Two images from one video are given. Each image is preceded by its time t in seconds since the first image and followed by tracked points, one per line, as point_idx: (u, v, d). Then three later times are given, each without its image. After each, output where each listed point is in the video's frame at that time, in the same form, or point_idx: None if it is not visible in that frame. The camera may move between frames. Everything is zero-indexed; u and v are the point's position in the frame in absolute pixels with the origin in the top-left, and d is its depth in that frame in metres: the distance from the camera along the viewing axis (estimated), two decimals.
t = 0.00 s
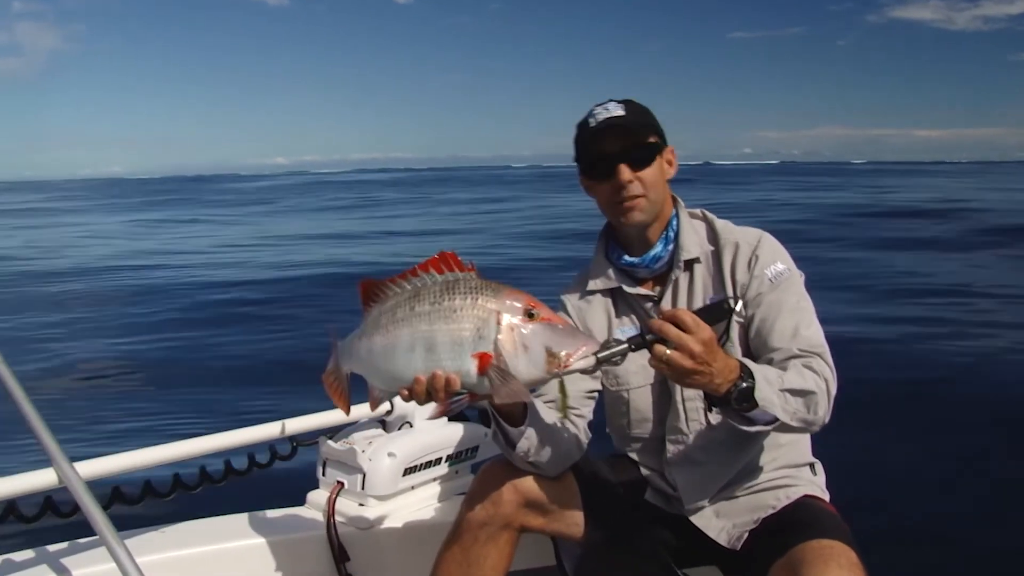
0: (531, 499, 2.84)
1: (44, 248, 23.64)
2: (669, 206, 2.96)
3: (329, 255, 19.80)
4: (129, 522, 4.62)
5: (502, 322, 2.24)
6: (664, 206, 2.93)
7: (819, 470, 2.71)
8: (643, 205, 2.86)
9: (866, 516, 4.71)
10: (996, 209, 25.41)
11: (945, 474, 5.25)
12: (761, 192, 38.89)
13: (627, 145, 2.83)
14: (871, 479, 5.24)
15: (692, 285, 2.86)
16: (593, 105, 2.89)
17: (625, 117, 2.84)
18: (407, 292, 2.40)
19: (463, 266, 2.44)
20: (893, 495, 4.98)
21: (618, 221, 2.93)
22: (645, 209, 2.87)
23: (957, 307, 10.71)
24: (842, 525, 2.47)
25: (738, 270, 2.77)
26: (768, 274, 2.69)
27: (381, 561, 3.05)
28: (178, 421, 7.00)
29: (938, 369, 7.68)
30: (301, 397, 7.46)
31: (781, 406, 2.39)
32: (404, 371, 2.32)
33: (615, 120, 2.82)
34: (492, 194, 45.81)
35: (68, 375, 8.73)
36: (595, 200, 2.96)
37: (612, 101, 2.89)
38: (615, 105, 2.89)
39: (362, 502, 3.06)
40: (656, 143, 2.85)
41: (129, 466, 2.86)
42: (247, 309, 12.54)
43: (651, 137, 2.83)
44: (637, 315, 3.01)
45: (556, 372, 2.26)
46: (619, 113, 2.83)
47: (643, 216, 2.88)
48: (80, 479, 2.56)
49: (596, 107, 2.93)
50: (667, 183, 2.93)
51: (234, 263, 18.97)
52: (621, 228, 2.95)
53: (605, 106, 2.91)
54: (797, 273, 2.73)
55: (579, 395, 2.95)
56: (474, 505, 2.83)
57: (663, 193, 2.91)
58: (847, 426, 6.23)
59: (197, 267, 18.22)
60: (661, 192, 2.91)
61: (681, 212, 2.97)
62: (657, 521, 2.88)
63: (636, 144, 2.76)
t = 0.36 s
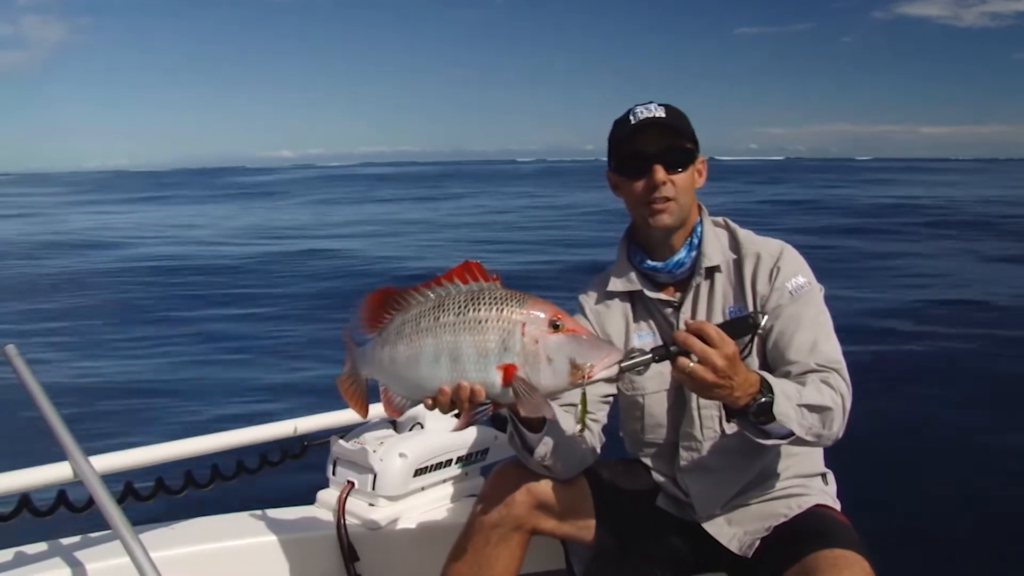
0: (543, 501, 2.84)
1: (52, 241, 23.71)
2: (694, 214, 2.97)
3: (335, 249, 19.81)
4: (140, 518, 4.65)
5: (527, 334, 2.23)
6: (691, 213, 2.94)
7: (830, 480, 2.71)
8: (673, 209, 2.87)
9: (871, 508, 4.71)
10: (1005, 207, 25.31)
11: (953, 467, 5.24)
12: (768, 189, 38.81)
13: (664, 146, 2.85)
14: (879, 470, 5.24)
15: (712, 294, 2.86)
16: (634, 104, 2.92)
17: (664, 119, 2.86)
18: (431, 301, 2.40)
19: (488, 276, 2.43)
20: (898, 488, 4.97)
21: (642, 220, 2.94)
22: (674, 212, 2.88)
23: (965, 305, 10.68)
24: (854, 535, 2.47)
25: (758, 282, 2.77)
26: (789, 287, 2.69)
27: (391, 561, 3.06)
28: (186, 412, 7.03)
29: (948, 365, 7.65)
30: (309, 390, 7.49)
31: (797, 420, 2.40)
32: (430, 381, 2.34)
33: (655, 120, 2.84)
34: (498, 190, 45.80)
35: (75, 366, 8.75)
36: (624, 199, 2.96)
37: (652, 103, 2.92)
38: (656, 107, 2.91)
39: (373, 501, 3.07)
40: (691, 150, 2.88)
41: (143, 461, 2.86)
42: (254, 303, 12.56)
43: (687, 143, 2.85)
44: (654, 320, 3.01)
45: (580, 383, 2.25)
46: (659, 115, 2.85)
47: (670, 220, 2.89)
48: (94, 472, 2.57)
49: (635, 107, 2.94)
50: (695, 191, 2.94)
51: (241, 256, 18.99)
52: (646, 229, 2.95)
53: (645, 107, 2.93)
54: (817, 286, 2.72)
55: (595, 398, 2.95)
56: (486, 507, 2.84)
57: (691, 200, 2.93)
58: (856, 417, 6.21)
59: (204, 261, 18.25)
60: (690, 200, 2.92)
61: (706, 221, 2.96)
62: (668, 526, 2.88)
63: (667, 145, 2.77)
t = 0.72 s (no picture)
0: (547, 496, 2.83)
1: (55, 231, 23.74)
2: (695, 213, 2.91)
3: (338, 238, 19.80)
4: (145, 510, 4.67)
5: (534, 326, 2.22)
6: (685, 216, 2.87)
7: (834, 477, 2.69)
8: (662, 215, 2.83)
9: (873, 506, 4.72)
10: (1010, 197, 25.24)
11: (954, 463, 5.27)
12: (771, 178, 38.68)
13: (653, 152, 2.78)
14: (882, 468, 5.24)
15: (715, 292, 2.84)
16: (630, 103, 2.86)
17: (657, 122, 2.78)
18: (439, 292, 2.39)
19: (496, 266, 2.42)
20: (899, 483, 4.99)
21: (633, 223, 2.92)
22: (663, 218, 2.84)
23: (969, 295, 10.67)
24: (859, 534, 2.45)
25: (762, 278, 2.76)
26: (792, 283, 2.67)
27: (393, 556, 3.06)
28: (188, 404, 7.05)
29: (952, 358, 7.63)
30: (311, 382, 7.51)
31: (803, 417, 2.39)
32: (437, 372, 2.33)
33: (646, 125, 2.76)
34: (500, 178, 45.73)
35: (82, 357, 8.78)
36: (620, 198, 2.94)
37: (650, 102, 2.82)
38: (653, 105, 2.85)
39: (376, 496, 3.06)
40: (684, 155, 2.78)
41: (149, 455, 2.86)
42: (257, 294, 12.58)
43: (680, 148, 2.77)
44: (658, 316, 2.99)
45: (587, 376, 2.23)
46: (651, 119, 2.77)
47: (661, 225, 2.85)
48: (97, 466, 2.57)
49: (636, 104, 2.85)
50: (694, 192, 2.86)
51: (244, 246, 19.01)
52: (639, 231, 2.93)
53: (644, 104, 2.84)
54: (821, 283, 2.71)
55: (599, 394, 2.92)
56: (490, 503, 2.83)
57: (687, 203, 2.85)
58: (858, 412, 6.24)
59: (206, 250, 18.27)
60: (686, 202, 2.85)
61: (709, 217, 2.93)
62: (671, 523, 2.86)
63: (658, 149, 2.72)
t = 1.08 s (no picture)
0: (551, 491, 2.84)
1: (56, 223, 23.76)
2: (687, 208, 2.90)
3: (339, 230, 19.79)
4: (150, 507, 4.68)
5: (533, 321, 2.22)
6: (673, 216, 2.87)
7: (837, 468, 2.68)
8: (646, 220, 2.85)
9: (876, 499, 4.70)
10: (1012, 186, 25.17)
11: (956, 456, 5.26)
12: (773, 170, 38.61)
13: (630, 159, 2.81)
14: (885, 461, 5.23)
15: (713, 285, 2.84)
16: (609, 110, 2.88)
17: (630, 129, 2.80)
18: (438, 287, 2.39)
19: (494, 262, 2.42)
20: (901, 477, 4.97)
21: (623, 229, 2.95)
22: (649, 222, 2.86)
23: (971, 289, 10.66)
24: (862, 525, 2.44)
25: (759, 269, 2.75)
26: (790, 273, 2.67)
27: (399, 551, 3.07)
28: (192, 399, 7.06)
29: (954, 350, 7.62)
30: (313, 377, 7.52)
31: (806, 408, 2.39)
32: (436, 367, 2.33)
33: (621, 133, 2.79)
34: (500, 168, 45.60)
35: (84, 352, 8.80)
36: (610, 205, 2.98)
37: (626, 109, 2.84)
38: (632, 109, 2.86)
39: (380, 492, 3.07)
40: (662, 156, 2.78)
41: (151, 452, 2.87)
42: (259, 287, 12.58)
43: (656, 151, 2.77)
44: (657, 311, 2.99)
45: (586, 370, 2.24)
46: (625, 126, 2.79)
47: (647, 230, 2.87)
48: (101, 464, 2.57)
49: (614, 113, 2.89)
50: (680, 191, 2.85)
51: (245, 237, 19.01)
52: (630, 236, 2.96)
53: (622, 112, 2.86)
54: (819, 272, 2.70)
55: (601, 387, 2.92)
56: (493, 498, 2.83)
57: (673, 203, 2.85)
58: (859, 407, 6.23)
59: (207, 242, 18.27)
60: (673, 202, 2.85)
61: (704, 211, 2.93)
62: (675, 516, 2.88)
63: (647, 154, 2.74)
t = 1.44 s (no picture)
0: (547, 485, 2.86)
1: (51, 221, 23.65)
2: (679, 200, 2.94)
3: (335, 228, 19.74)
4: (150, 505, 4.70)
5: (522, 310, 2.23)
6: (669, 211, 2.91)
7: (833, 457, 2.70)
8: (646, 217, 2.88)
9: (871, 493, 4.71)
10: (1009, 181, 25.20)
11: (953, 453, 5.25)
12: (772, 163, 38.64)
13: (630, 158, 2.81)
14: (882, 457, 5.22)
15: (705, 277, 2.91)
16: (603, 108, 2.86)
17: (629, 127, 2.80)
18: (431, 279, 2.41)
19: (486, 252, 2.43)
20: (897, 473, 4.98)
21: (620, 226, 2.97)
22: (648, 219, 2.89)
23: (968, 282, 10.62)
24: (857, 513, 2.46)
25: (750, 259, 2.82)
26: (781, 261, 2.73)
27: (399, 547, 3.09)
28: (190, 398, 7.07)
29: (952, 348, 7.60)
30: (311, 375, 7.54)
31: (802, 394, 2.39)
32: (432, 359, 2.35)
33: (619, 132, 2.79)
34: (499, 165, 45.61)
35: (79, 352, 8.76)
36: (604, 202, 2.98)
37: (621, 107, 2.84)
38: (626, 106, 2.87)
39: (378, 487, 3.05)
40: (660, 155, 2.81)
41: (149, 451, 2.86)
42: (254, 285, 12.54)
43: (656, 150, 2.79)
44: (651, 304, 3.05)
45: (579, 359, 2.24)
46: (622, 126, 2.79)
47: (647, 226, 2.91)
48: (99, 464, 2.58)
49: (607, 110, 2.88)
50: (674, 186, 2.89)
51: (241, 236, 18.95)
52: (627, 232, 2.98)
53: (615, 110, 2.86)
54: (809, 260, 2.76)
55: (595, 380, 2.95)
56: (490, 491, 2.83)
57: (669, 199, 2.89)
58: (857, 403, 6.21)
59: (205, 241, 18.26)
60: (669, 197, 2.88)
61: (695, 204, 2.96)
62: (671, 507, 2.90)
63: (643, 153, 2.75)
